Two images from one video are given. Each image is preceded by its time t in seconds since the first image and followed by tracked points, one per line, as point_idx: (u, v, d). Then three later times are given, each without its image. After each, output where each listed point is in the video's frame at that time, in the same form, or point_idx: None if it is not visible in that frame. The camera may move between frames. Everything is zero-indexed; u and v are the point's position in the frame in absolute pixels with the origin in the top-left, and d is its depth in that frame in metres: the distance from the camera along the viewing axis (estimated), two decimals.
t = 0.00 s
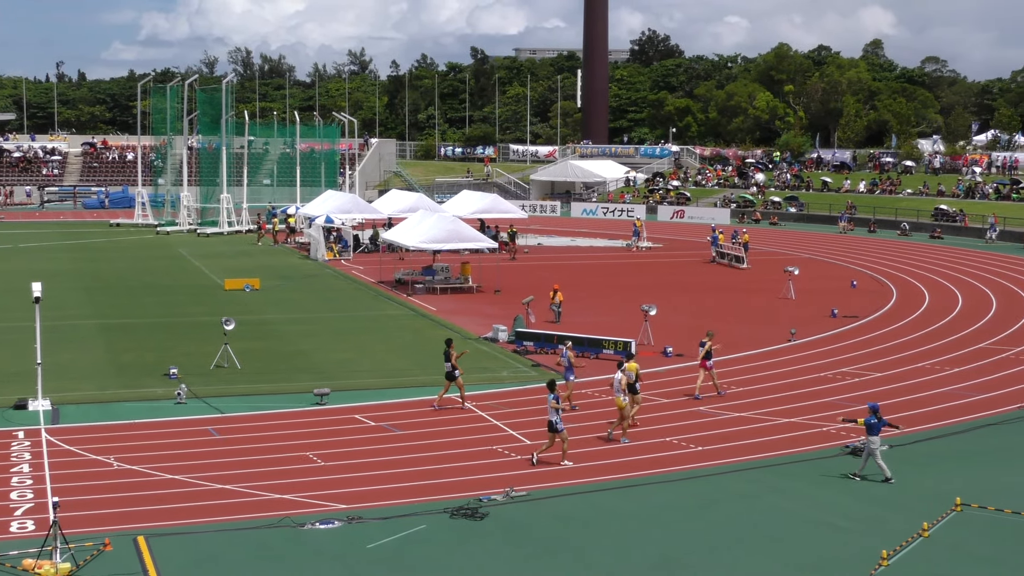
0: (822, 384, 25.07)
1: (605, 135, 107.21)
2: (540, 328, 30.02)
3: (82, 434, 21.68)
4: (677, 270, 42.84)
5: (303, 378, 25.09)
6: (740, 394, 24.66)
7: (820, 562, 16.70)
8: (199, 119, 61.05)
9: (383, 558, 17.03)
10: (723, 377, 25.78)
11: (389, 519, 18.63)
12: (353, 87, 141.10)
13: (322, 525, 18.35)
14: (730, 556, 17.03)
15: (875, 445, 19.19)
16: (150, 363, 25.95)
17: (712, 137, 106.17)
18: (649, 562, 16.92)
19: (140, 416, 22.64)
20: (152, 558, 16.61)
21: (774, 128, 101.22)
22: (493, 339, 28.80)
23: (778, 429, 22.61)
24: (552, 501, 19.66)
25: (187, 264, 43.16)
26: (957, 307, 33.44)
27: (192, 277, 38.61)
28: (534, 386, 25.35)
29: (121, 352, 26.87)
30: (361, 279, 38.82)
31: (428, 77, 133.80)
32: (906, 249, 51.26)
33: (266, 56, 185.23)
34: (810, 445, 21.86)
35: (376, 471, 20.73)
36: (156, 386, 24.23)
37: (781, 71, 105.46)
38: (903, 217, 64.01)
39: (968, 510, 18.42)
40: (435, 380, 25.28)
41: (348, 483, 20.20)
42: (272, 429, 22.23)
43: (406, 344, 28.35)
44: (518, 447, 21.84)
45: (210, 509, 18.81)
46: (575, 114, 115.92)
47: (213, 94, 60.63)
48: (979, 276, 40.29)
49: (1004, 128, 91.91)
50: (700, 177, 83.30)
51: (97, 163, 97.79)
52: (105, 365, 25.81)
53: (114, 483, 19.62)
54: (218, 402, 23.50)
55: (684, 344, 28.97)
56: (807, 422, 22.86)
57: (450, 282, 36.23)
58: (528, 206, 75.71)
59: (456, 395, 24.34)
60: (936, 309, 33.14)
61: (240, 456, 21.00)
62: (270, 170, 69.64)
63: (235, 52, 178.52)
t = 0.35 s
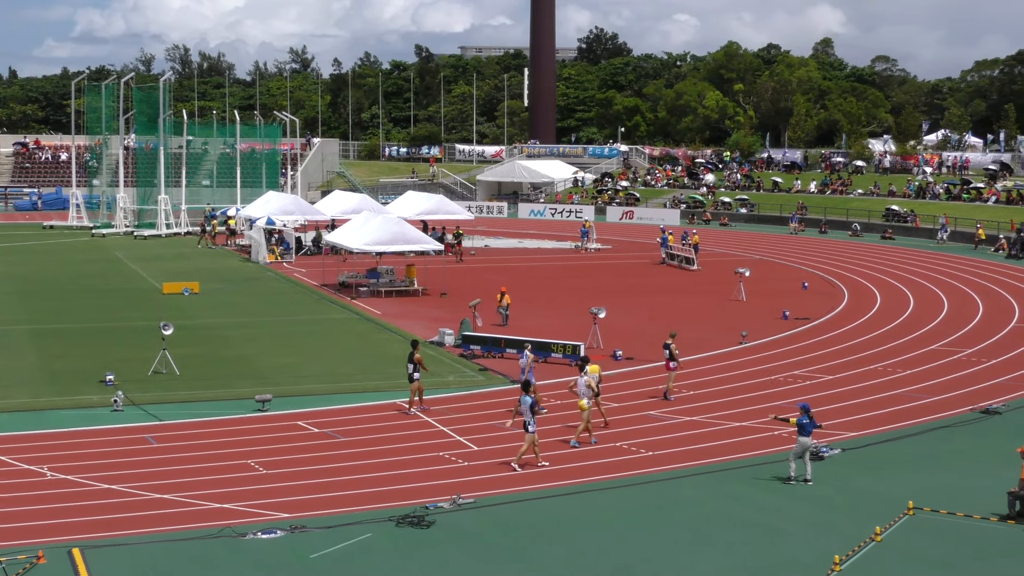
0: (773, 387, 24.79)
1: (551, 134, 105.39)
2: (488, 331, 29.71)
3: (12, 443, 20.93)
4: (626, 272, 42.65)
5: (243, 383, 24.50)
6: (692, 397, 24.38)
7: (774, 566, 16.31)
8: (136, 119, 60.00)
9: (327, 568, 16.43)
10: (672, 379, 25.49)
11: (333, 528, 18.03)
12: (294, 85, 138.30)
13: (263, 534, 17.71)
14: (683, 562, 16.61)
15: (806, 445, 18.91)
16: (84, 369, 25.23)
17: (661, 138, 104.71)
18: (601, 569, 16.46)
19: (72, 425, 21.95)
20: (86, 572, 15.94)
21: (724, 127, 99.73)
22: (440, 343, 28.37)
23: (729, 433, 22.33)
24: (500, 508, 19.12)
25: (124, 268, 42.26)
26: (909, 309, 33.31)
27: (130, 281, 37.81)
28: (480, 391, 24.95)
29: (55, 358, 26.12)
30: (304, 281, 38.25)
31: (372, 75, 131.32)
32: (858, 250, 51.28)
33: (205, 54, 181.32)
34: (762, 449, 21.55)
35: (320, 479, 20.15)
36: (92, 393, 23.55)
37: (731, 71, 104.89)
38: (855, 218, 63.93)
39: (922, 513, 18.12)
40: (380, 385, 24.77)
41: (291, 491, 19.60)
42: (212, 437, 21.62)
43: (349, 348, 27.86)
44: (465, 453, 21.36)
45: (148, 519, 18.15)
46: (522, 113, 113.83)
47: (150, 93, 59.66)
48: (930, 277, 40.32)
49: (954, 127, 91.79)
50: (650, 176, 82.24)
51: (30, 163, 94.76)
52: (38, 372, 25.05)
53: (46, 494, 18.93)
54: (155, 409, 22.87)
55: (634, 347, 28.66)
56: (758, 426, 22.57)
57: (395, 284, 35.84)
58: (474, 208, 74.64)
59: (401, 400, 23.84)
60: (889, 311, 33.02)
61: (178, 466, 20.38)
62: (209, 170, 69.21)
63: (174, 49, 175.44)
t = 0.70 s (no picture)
0: (739, 390, 24.24)
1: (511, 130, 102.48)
2: (446, 333, 29.16)
3: None
4: (588, 272, 42.11)
5: (193, 388, 23.74)
6: (657, 400, 23.85)
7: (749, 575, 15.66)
8: (80, 114, 59.35)
9: None
10: (635, 383, 24.90)
11: (287, 538, 17.18)
12: (246, 80, 134.66)
13: (215, 544, 16.85)
14: (653, 570, 15.88)
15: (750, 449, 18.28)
16: (26, 375, 24.35)
17: (624, 134, 100.81)
18: None
19: (13, 433, 21.10)
20: None
21: (689, 123, 97.37)
22: (397, 346, 27.71)
23: (696, 437, 21.78)
24: (460, 515, 18.31)
25: (70, 269, 41.21)
26: (879, 309, 32.85)
27: (77, 283, 36.80)
28: (439, 396, 24.36)
29: None
30: (257, 283, 37.46)
31: (326, 70, 127.95)
32: (826, 249, 50.88)
33: (152, 47, 176.57)
34: (727, 454, 20.96)
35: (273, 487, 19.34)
36: (35, 400, 22.70)
37: (695, 65, 104.27)
38: (823, 216, 63.45)
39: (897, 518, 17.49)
40: (336, 390, 24.06)
41: (243, 499, 18.77)
42: (161, 444, 20.80)
43: (303, 352, 27.16)
44: (424, 460, 20.63)
45: (93, 530, 17.28)
46: (481, 109, 111.02)
47: (94, 87, 58.98)
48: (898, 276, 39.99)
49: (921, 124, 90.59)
50: (612, 174, 80.62)
51: None
52: None
53: None
54: (101, 415, 22.08)
55: (596, 350, 28.09)
56: (725, 431, 21.98)
57: (350, 285, 35.19)
58: (433, 205, 74.66)
59: (357, 405, 23.19)
60: (857, 311, 32.58)
61: (125, 474, 19.54)
62: (157, 168, 66.98)
63: (119, 42, 171.12)
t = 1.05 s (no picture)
0: (728, 392, 23.65)
1: (492, 125, 100.03)
2: (424, 335, 28.51)
3: None
4: (572, 272, 41.50)
5: (164, 392, 23.06)
6: (644, 402, 23.24)
7: None
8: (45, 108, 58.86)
9: None
10: (622, 386, 24.27)
11: (263, 546, 16.43)
12: (217, 73, 132.00)
13: (187, 553, 16.10)
14: None
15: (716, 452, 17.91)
16: None
17: (608, 128, 100.69)
18: None
19: None
20: None
21: (675, 118, 95.98)
22: (374, 348, 27.06)
23: (682, 441, 21.19)
24: (442, 522, 17.57)
25: (36, 269, 40.36)
26: (871, 309, 32.32)
27: (44, 283, 36.02)
28: (418, 399, 23.69)
29: None
30: (229, 283, 36.78)
31: (300, 62, 125.54)
32: (816, 247, 50.36)
33: (120, 39, 173.24)
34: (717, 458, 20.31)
35: (248, 493, 18.58)
36: None
37: (682, 57, 102.40)
38: (812, 213, 62.95)
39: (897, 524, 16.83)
40: (311, 393, 23.42)
41: (216, 506, 18.00)
42: (131, 450, 20.06)
43: (277, 354, 26.50)
44: (403, 465, 19.88)
45: (60, 539, 16.52)
46: (460, 103, 109.77)
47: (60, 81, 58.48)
48: (890, 275, 39.52)
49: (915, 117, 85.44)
50: (596, 170, 79.49)
51: None
52: None
53: None
54: (68, 420, 21.37)
55: (580, 351, 27.47)
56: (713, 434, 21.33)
57: (326, 285, 34.50)
58: (411, 203, 73.80)
59: (334, 409, 22.54)
60: (850, 311, 32.04)
61: (93, 480, 18.79)
62: (125, 164, 64.81)
63: (85, 33, 168.17)
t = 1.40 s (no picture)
0: (733, 395, 23.08)
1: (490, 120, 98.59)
2: (422, 335, 27.95)
3: None
4: (572, 270, 40.90)
5: (154, 394, 22.49)
6: (647, 405, 22.67)
7: None
8: (32, 102, 57.97)
9: None
10: (625, 388, 23.71)
11: (254, 552, 15.83)
12: (208, 66, 130.56)
13: (177, 560, 15.50)
14: None
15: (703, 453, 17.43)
16: None
17: (611, 123, 98.34)
18: None
19: None
20: None
21: (679, 112, 94.93)
22: (369, 349, 26.47)
23: (687, 445, 20.61)
24: (440, 528, 16.96)
25: (24, 268, 39.76)
26: (881, 309, 31.73)
27: (31, 283, 35.44)
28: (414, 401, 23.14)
29: None
30: (222, 282, 36.22)
31: (294, 55, 124.29)
32: (824, 245, 49.68)
33: (110, 31, 171.71)
34: (722, 462, 19.72)
35: (240, 497, 17.99)
36: None
37: (686, 50, 100.67)
38: (822, 210, 62.66)
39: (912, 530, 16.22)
40: (304, 396, 22.86)
41: (208, 511, 17.40)
42: (119, 454, 19.47)
43: (270, 355, 25.95)
44: (399, 469, 19.28)
45: (45, 545, 15.92)
46: (458, 97, 108.99)
47: (47, 74, 57.72)
48: (899, 273, 38.90)
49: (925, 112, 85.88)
50: (599, 166, 78.73)
51: None
52: None
53: None
54: (54, 422, 20.79)
55: (580, 352, 26.90)
56: (719, 437, 20.73)
57: (321, 284, 33.96)
58: (409, 199, 73.95)
59: (329, 411, 21.99)
60: (858, 311, 31.43)
61: (80, 485, 18.19)
62: (113, 160, 64.88)
63: (73, 25, 166.76)
